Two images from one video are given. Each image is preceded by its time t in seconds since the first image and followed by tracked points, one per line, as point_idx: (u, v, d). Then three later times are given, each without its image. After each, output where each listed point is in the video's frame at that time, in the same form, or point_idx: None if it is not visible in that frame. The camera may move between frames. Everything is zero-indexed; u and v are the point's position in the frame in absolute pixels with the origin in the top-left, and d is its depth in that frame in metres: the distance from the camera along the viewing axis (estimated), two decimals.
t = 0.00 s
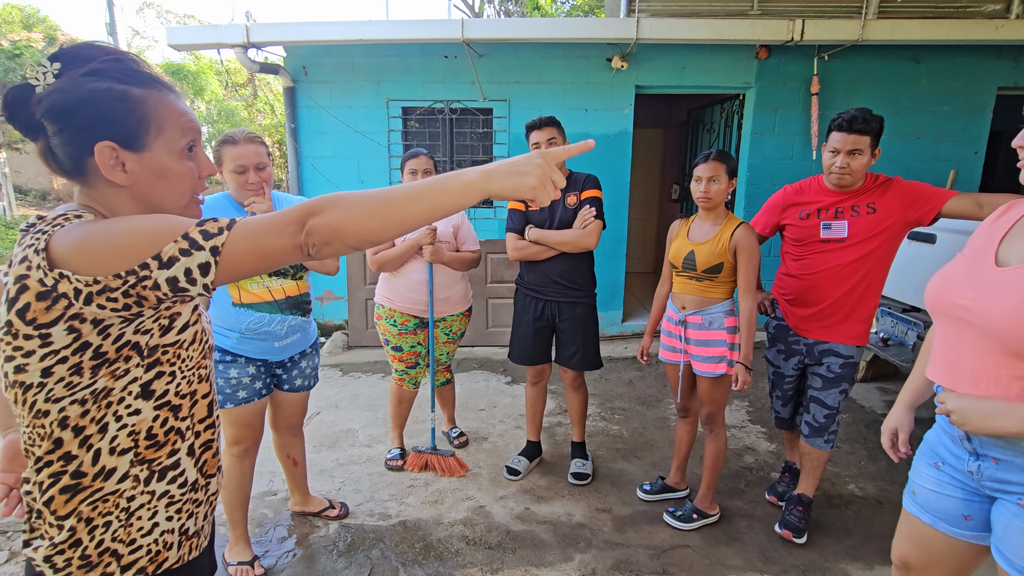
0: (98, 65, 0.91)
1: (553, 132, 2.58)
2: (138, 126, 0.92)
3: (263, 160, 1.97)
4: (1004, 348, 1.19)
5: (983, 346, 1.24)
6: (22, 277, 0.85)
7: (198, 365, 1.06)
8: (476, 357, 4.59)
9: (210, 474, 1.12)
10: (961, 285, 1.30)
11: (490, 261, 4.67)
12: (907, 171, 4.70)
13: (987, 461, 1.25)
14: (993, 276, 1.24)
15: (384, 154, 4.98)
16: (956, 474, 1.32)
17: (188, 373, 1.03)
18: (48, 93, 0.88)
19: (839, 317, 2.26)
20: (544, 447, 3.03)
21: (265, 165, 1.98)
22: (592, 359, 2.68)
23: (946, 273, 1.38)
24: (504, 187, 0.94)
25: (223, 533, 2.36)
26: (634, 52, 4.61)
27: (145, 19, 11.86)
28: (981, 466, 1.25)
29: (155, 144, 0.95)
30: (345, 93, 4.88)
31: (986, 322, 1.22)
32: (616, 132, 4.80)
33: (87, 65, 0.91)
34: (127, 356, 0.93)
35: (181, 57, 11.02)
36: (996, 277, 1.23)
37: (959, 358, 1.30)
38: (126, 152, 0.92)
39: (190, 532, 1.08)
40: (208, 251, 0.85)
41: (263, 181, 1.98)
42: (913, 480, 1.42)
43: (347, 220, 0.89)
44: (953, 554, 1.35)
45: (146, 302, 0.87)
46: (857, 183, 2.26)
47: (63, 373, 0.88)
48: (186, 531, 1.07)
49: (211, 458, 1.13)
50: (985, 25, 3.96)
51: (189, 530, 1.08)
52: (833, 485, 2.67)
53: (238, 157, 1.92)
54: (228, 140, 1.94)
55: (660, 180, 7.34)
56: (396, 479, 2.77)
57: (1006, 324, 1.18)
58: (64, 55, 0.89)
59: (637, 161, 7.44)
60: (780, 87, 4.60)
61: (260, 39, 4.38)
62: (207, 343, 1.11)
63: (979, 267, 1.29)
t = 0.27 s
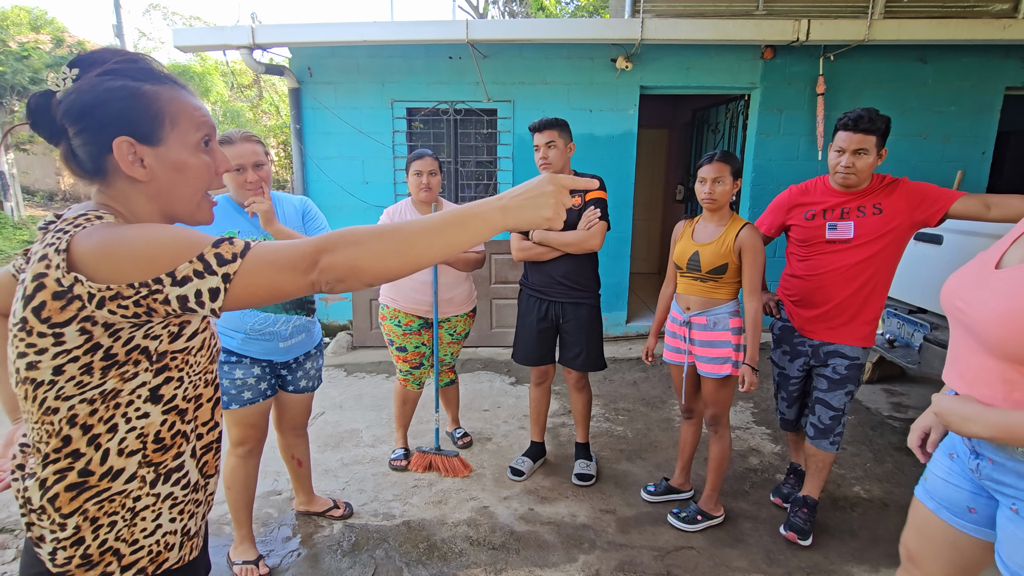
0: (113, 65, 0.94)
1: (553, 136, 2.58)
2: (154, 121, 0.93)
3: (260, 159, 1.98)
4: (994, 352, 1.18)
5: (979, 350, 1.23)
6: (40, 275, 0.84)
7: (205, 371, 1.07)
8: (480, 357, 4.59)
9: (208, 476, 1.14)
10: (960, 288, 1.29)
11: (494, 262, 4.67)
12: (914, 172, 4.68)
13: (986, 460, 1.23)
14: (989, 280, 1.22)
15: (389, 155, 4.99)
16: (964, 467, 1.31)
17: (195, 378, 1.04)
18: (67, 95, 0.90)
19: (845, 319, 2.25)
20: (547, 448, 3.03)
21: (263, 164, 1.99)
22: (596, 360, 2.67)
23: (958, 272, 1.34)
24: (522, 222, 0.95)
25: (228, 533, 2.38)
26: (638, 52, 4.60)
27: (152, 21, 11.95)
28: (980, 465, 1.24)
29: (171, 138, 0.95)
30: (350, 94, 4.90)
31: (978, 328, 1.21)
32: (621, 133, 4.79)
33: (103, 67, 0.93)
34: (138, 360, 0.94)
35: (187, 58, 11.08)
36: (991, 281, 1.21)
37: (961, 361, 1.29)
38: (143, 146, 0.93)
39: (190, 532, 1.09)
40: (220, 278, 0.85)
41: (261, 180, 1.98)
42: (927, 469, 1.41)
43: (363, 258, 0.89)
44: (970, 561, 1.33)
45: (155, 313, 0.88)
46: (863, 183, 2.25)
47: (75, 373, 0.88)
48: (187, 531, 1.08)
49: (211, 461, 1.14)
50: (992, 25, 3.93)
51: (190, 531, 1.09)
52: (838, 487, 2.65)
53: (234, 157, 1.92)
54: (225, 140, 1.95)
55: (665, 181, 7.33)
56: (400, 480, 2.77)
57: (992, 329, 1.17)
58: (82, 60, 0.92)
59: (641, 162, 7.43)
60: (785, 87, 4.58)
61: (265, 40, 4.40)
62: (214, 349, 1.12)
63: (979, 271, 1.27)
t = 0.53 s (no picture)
0: (146, 81, 0.95)
1: (561, 136, 2.58)
2: (194, 133, 0.95)
3: (264, 157, 1.99)
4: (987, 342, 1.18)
5: (971, 341, 1.24)
6: (88, 279, 0.83)
7: (220, 388, 1.09)
8: (486, 357, 4.60)
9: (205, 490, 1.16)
10: (959, 281, 1.29)
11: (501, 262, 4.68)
12: (926, 172, 4.63)
13: (977, 463, 1.23)
14: (987, 272, 1.22)
15: (397, 155, 5.01)
16: (955, 472, 1.30)
17: (212, 396, 1.06)
18: (105, 115, 0.92)
19: (855, 320, 2.23)
20: (554, 448, 3.02)
21: (268, 161, 2.01)
22: (604, 360, 2.67)
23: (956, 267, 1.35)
24: (577, 277, 0.95)
25: (236, 530, 2.40)
26: (646, 52, 4.59)
27: (162, 22, 12.09)
28: (972, 469, 1.24)
29: (211, 150, 0.97)
30: (358, 94, 4.92)
31: (972, 319, 1.22)
32: (629, 133, 4.78)
33: (137, 84, 0.94)
34: (165, 375, 0.94)
35: (196, 59, 11.18)
36: (989, 273, 1.21)
37: (954, 353, 1.30)
38: (187, 160, 0.95)
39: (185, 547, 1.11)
40: (269, 292, 0.85)
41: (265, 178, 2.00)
42: (923, 477, 1.40)
43: (414, 296, 0.92)
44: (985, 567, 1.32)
45: (197, 327, 0.88)
46: (874, 182, 2.23)
47: (101, 382, 0.88)
48: (181, 545, 1.10)
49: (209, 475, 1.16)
50: (1005, 23, 3.89)
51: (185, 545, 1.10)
52: (848, 489, 2.63)
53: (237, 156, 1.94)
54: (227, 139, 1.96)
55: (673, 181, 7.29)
56: (408, 478, 2.78)
57: (985, 320, 1.18)
58: (113, 80, 0.94)
59: (649, 162, 7.41)
60: (795, 87, 4.55)
61: (275, 41, 4.42)
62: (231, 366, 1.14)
63: (980, 265, 1.26)
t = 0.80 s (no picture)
0: (181, 97, 1.01)
1: (570, 136, 2.58)
2: (216, 155, 1.01)
3: (265, 157, 1.99)
4: (982, 331, 1.19)
5: (963, 332, 1.25)
6: (65, 288, 0.84)
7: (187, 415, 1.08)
8: (494, 357, 4.60)
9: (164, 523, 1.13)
10: (954, 274, 1.30)
11: (510, 262, 4.68)
12: (940, 173, 4.57)
13: (961, 463, 1.26)
14: (984, 265, 1.23)
15: (406, 154, 5.02)
16: (936, 474, 1.33)
17: (177, 424, 1.05)
18: (138, 118, 0.96)
19: (866, 322, 2.21)
20: (562, 448, 3.02)
21: (268, 162, 2.01)
22: (612, 361, 2.66)
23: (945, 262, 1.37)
24: (531, 418, 0.98)
25: (245, 527, 2.42)
26: (657, 52, 4.57)
27: (175, 23, 12.22)
28: (955, 468, 1.27)
29: (224, 173, 1.03)
30: (368, 94, 4.94)
31: (969, 311, 1.22)
32: (638, 133, 4.76)
33: (173, 97, 1.00)
34: (128, 398, 0.93)
35: (209, 60, 11.30)
36: (986, 266, 1.22)
37: (946, 346, 1.31)
38: (201, 177, 1.00)
39: None
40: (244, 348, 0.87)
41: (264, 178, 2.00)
42: (902, 479, 1.43)
43: (379, 398, 0.93)
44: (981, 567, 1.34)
45: (165, 357, 0.89)
46: (887, 183, 2.20)
47: (63, 394, 0.87)
48: None
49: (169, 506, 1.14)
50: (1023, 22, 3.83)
51: None
52: (858, 493, 2.61)
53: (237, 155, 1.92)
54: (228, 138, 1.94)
55: (683, 181, 7.26)
56: (415, 477, 2.79)
57: (986, 310, 1.18)
58: (150, 89, 0.98)
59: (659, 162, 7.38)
60: (807, 86, 4.51)
61: (286, 42, 4.46)
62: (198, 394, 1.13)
63: (975, 258, 1.28)
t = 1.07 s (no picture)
0: (188, 152, 1.07)
1: (582, 136, 2.58)
2: (215, 204, 1.07)
3: (271, 157, 2.00)
4: (990, 326, 1.17)
5: (966, 327, 1.22)
6: (102, 309, 0.88)
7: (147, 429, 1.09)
8: (504, 356, 4.62)
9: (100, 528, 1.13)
10: (959, 267, 1.27)
11: (519, 261, 4.69)
12: (955, 173, 4.52)
13: (960, 456, 1.25)
14: (991, 258, 1.21)
15: (417, 154, 5.05)
16: (936, 470, 1.33)
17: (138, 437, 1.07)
18: (146, 166, 1.01)
19: (879, 322, 2.19)
20: (571, 447, 3.03)
21: (274, 162, 2.02)
22: (621, 360, 2.66)
23: (941, 256, 1.35)
24: (394, 534, 1.10)
25: (257, 521, 2.45)
26: (667, 51, 4.55)
27: (189, 24, 12.37)
28: (955, 461, 1.26)
29: (218, 221, 1.09)
30: (379, 94, 4.98)
31: (978, 304, 1.19)
32: (649, 132, 4.75)
33: (181, 151, 1.06)
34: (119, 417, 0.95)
35: (222, 60, 11.42)
36: (995, 259, 1.20)
37: (946, 339, 1.27)
38: (197, 222, 1.05)
39: None
40: (229, 411, 0.98)
41: (269, 178, 2.00)
42: (902, 478, 1.43)
43: (299, 485, 1.03)
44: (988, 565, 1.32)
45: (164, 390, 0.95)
46: (901, 183, 2.18)
47: (70, 407, 0.88)
48: None
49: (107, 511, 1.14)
50: None
51: None
52: (870, 495, 2.59)
53: (245, 155, 1.93)
54: (236, 137, 1.94)
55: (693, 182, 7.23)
56: (425, 474, 2.81)
57: (997, 303, 1.15)
58: (160, 143, 1.05)
59: (669, 162, 7.35)
60: (820, 85, 4.48)
61: (298, 42, 4.50)
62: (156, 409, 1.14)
63: (980, 251, 1.25)
